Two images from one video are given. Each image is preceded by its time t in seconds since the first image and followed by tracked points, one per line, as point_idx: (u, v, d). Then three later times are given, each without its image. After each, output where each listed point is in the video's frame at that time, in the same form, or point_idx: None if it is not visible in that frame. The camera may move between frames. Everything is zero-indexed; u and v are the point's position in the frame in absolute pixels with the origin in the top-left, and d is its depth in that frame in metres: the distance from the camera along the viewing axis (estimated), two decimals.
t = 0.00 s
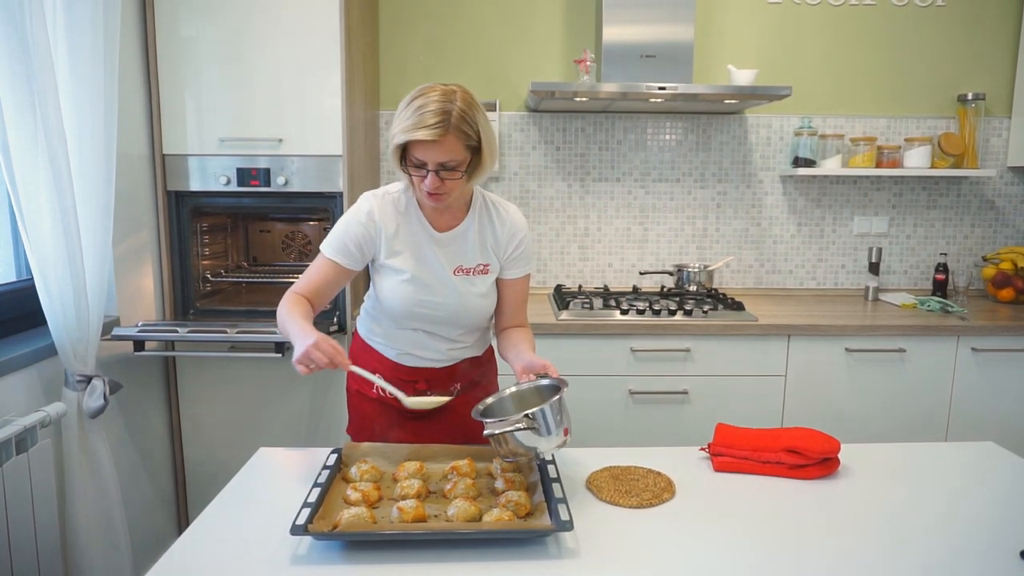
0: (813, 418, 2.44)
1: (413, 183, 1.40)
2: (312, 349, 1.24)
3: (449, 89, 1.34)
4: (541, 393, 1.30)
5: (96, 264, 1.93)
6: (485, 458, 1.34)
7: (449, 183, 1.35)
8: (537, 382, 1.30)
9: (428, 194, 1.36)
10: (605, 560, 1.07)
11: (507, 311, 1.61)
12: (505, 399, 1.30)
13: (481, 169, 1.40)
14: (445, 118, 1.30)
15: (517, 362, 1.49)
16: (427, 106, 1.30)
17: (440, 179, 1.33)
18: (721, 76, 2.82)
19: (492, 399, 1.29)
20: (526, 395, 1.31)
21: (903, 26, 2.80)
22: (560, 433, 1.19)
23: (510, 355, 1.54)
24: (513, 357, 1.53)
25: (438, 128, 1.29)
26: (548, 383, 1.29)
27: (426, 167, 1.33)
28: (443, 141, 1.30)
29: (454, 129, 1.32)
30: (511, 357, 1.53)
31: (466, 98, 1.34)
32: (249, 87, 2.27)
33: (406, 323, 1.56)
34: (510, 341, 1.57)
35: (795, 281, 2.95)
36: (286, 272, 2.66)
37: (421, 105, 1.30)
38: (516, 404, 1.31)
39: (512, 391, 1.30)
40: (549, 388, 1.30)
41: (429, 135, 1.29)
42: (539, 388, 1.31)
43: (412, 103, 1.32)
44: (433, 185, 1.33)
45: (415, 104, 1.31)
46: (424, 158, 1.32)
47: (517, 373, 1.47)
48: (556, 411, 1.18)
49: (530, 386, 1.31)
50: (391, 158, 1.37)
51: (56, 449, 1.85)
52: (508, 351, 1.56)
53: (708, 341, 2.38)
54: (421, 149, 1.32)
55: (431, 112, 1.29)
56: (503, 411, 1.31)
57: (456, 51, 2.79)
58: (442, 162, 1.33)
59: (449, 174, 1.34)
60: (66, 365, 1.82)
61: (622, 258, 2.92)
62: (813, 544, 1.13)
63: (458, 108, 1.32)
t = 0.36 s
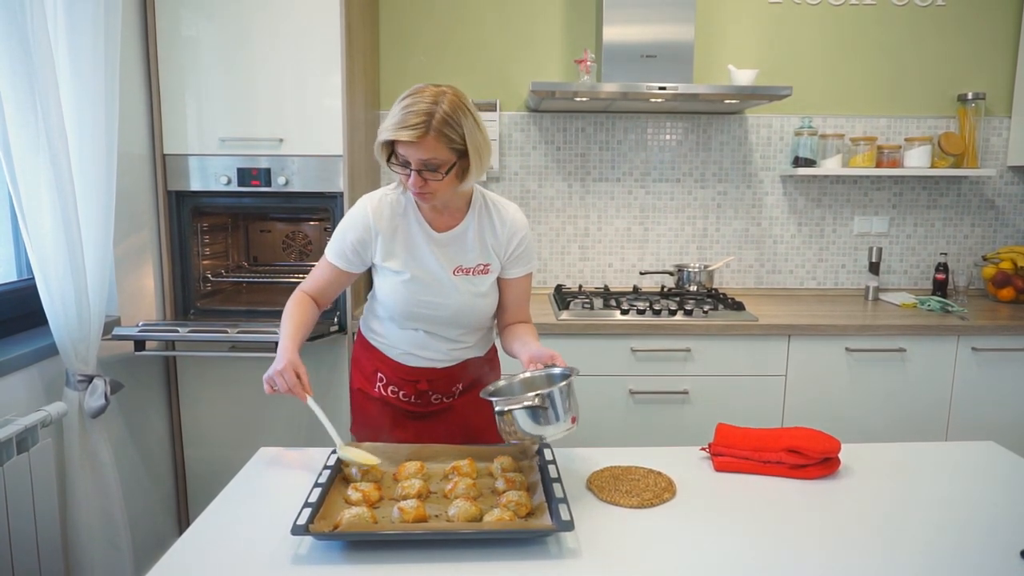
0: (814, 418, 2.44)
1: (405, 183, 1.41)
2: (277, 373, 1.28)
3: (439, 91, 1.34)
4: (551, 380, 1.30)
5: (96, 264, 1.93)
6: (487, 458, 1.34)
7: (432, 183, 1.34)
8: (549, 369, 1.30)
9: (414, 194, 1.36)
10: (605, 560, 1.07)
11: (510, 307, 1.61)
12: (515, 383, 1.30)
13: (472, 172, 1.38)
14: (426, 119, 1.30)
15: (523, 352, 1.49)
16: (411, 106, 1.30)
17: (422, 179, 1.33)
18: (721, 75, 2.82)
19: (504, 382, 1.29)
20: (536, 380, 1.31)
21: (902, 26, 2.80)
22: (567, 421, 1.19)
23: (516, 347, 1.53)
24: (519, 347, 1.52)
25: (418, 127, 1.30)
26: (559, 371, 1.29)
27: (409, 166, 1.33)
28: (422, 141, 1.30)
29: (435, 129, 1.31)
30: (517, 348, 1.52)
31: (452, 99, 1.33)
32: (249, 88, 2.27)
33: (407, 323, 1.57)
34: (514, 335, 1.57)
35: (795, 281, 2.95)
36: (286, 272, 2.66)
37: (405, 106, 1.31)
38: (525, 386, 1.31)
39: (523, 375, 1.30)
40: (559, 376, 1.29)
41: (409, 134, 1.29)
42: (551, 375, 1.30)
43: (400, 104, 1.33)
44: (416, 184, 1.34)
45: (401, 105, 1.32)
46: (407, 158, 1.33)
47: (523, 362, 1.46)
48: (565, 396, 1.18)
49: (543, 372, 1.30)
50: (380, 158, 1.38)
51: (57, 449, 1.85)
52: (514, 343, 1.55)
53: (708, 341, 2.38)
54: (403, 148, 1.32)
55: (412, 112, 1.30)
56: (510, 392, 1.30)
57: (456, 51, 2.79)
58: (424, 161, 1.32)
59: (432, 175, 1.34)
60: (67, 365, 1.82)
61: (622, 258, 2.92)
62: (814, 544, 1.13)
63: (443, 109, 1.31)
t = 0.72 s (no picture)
0: (814, 418, 2.44)
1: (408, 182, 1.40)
2: (275, 379, 1.27)
3: (435, 87, 1.33)
4: (567, 371, 1.32)
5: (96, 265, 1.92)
6: (486, 458, 1.34)
7: (441, 179, 1.34)
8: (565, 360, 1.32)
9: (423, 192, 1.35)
10: (605, 560, 1.07)
11: (512, 305, 1.61)
12: (531, 374, 1.31)
13: (478, 163, 1.38)
14: (430, 116, 1.29)
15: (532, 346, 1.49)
16: (413, 104, 1.29)
17: (432, 175, 1.33)
18: (721, 75, 2.82)
19: (521, 372, 1.30)
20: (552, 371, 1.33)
21: (902, 26, 2.80)
22: (584, 413, 1.20)
23: (522, 342, 1.53)
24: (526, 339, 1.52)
25: (424, 125, 1.29)
26: (576, 363, 1.31)
27: (417, 164, 1.33)
28: (429, 137, 1.30)
29: (440, 124, 1.31)
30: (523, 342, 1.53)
31: (449, 93, 1.33)
32: (248, 88, 2.27)
33: (409, 323, 1.56)
34: (517, 331, 1.57)
35: (795, 281, 2.95)
36: (286, 272, 2.66)
37: (405, 105, 1.30)
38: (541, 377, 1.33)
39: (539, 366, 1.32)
40: (576, 367, 1.31)
41: (415, 132, 1.28)
42: (567, 366, 1.32)
43: (399, 103, 1.32)
44: (425, 181, 1.33)
45: (400, 104, 1.31)
46: (413, 156, 1.32)
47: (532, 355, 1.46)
48: (583, 390, 1.19)
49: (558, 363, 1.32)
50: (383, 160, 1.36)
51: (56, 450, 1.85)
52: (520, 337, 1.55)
53: (708, 341, 2.38)
54: (409, 147, 1.31)
55: (415, 110, 1.29)
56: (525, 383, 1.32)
57: (456, 51, 2.79)
58: (432, 157, 1.32)
59: (440, 169, 1.34)
60: (66, 366, 1.82)
61: (622, 258, 2.92)
62: (814, 544, 1.12)
63: (443, 104, 1.31)
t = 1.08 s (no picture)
0: (813, 418, 2.44)
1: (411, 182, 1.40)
2: (292, 398, 1.20)
3: (439, 86, 1.34)
4: (582, 373, 1.32)
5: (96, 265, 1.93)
6: (487, 459, 1.34)
7: (441, 176, 1.34)
8: (579, 362, 1.32)
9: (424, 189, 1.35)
10: (606, 561, 1.07)
11: (513, 307, 1.63)
12: (544, 376, 1.32)
13: (480, 159, 1.37)
14: (431, 112, 1.30)
15: (539, 348, 1.50)
16: (415, 101, 1.30)
17: (432, 172, 1.32)
18: (721, 76, 2.82)
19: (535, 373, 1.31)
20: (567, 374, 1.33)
21: (902, 26, 2.80)
22: (598, 415, 1.20)
23: (528, 343, 1.55)
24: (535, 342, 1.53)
25: (424, 120, 1.29)
26: (589, 364, 1.30)
27: (417, 161, 1.33)
28: (430, 133, 1.30)
29: (441, 121, 1.31)
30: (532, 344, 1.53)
31: (453, 91, 1.33)
32: (248, 89, 2.27)
33: (412, 327, 1.56)
34: (520, 333, 1.59)
35: (795, 281, 2.95)
36: (286, 272, 2.66)
37: (408, 101, 1.31)
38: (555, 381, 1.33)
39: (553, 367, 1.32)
40: (590, 370, 1.31)
41: (416, 127, 1.28)
42: (581, 368, 1.32)
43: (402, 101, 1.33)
44: (426, 178, 1.33)
45: (403, 101, 1.32)
46: (414, 152, 1.32)
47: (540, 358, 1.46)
48: (597, 392, 1.19)
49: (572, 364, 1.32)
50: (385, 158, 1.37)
51: (56, 450, 1.85)
52: (527, 339, 1.56)
53: (708, 341, 2.38)
54: (410, 143, 1.32)
55: (416, 106, 1.30)
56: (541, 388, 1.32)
57: (456, 51, 2.79)
58: (433, 154, 1.32)
59: (441, 167, 1.33)
60: (67, 366, 1.82)
61: (622, 258, 2.92)
62: (813, 545, 1.13)
63: (445, 101, 1.32)
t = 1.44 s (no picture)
0: (813, 418, 2.44)
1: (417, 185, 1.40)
2: (304, 402, 1.20)
3: (445, 90, 1.34)
4: (598, 376, 1.32)
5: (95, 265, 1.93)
6: (486, 459, 1.34)
7: (451, 183, 1.34)
8: (595, 364, 1.31)
9: (432, 196, 1.36)
10: (605, 561, 1.07)
11: (515, 308, 1.64)
12: (560, 378, 1.32)
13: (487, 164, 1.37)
14: (440, 120, 1.30)
15: (547, 349, 1.50)
16: (424, 109, 1.30)
17: (441, 179, 1.33)
18: (720, 76, 2.82)
19: (551, 374, 1.31)
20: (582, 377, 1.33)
21: (900, 27, 2.81)
22: (613, 418, 1.21)
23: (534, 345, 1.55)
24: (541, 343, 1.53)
25: (433, 130, 1.29)
26: (605, 367, 1.30)
27: (427, 168, 1.33)
28: (439, 141, 1.30)
29: (451, 129, 1.31)
30: (538, 345, 1.54)
31: (460, 97, 1.33)
32: (247, 89, 2.27)
33: (415, 327, 1.56)
34: (522, 335, 1.60)
35: (794, 281, 2.95)
36: (285, 273, 2.66)
37: (415, 109, 1.30)
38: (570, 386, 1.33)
39: (567, 368, 1.32)
40: (606, 374, 1.31)
41: (424, 137, 1.28)
42: (597, 372, 1.32)
43: (410, 106, 1.32)
44: (434, 186, 1.33)
45: (411, 108, 1.31)
46: (423, 160, 1.33)
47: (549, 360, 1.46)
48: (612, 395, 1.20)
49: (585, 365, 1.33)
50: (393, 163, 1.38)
51: (55, 451, 1.85)
52: (532, 341, 1.57)
53: (708, 341, 2.38)
54: (419, 151, 1.32)
55: (424, 115, 1.29)
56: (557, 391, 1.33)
57: (455, 52, 2.79)
58: (442, 161, 1.33)
59: (450, 174, 1.34)
60: (65, 367, 1.82)
61: (622, 259, 2.92)
62: (812, 544, 1.13)
63: (452, 108, 1.31)
